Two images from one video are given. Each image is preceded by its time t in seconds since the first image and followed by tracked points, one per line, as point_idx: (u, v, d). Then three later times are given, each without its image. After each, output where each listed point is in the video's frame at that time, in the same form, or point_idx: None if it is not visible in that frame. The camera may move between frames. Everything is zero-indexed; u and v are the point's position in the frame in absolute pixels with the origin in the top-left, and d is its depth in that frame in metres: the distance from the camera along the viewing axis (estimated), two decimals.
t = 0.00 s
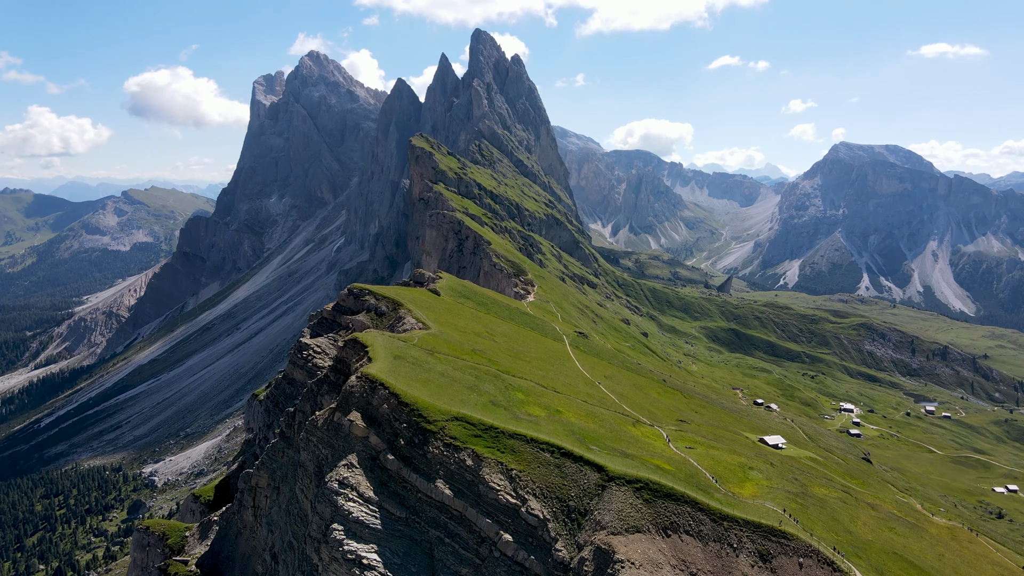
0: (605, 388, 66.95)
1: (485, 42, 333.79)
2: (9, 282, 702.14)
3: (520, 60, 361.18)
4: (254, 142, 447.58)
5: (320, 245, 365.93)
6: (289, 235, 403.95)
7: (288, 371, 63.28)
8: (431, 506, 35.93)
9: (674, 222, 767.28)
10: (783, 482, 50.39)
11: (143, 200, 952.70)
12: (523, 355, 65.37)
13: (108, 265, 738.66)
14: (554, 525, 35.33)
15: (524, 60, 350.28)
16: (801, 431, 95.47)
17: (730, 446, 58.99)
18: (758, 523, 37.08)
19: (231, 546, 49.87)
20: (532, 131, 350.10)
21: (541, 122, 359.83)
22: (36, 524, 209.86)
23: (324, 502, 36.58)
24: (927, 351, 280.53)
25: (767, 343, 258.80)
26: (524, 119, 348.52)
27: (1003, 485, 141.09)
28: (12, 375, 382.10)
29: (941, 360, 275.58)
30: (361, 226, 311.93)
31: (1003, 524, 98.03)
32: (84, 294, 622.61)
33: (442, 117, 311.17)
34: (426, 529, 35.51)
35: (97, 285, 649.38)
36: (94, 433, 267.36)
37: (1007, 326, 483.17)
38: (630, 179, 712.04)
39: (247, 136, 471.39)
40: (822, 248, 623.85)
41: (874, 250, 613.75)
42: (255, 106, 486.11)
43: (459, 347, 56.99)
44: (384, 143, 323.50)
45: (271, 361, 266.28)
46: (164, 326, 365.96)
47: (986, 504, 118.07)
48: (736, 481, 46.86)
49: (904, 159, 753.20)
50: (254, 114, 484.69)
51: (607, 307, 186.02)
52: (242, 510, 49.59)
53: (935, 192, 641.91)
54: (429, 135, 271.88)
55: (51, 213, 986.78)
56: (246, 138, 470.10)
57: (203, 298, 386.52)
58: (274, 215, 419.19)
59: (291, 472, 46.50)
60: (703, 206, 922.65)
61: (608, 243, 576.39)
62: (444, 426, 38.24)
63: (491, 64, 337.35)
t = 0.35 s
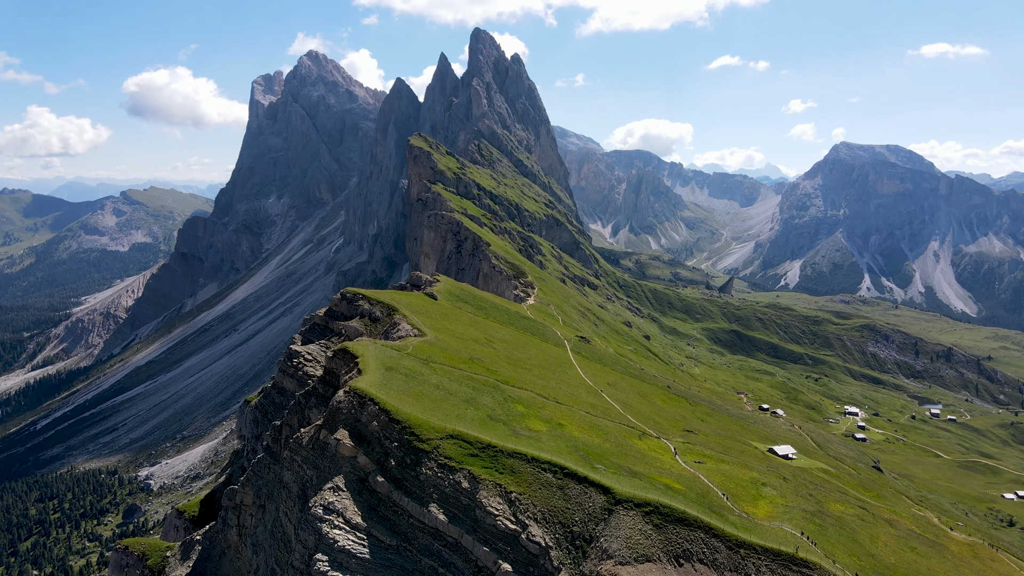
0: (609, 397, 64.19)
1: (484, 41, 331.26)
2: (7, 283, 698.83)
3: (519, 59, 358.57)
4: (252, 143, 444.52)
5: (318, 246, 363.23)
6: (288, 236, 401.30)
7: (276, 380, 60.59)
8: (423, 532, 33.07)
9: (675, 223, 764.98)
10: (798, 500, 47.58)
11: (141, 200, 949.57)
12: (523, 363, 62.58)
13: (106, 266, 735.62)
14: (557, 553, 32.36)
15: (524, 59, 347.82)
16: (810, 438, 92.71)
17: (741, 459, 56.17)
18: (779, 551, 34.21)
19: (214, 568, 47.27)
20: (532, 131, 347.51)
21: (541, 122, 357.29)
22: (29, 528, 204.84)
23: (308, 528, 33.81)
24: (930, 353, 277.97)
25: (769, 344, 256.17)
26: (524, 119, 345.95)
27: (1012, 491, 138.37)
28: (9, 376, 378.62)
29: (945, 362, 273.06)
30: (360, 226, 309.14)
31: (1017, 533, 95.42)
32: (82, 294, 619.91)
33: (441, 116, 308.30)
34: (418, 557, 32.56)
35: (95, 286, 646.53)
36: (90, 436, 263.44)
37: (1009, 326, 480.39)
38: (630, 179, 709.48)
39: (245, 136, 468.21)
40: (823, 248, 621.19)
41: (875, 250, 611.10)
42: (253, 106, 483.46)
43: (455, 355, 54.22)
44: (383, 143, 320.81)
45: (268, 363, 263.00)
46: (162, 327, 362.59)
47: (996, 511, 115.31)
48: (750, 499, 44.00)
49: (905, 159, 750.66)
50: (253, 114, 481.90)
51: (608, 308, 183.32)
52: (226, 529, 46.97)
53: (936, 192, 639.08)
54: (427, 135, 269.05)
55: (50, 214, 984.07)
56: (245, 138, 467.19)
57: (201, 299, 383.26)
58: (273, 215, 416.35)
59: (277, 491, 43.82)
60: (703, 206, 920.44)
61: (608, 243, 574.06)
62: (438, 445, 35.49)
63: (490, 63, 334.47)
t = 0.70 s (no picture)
0: (613, 407, 61.34)
1: (484, 40, 328.49)
2: (5, 283, 695.25)
3: (519, 58, 355.66)
4: (250, 142, 441.20)
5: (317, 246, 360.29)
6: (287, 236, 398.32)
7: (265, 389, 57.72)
8: (414, 564, 30.20)
9: (675, 223, 762.45)
10: (816, 519, 44.81)
11: (140, 200, 945.85)
12: (523, 371, 59.88)
13: (105, 266, 732.47)
14: None
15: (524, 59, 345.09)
16: (818, 446, 89.90)
17: (753, 473, 53.28)
18: None
19: None
20: (532, 130, 344.82)
21: (540, 121, 354.65)
22: (23, 532, 199.67)
23: (289, 558, 31.06)
24: (934, 354, 275.37)
25: (771, 346, 253.41)
26: (524, 118, 343.14)
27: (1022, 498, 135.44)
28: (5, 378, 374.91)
29: (949, 364, 270.45)
30: (359, 226, 306.06)
31: None
32: (81, 295, 616.80)
33: (440, 116, 305.23)
34: None
35: (94, 286, 643.19)
36: (86, 439, 259.35)
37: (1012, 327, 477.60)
38: (630, 179, 706.62)
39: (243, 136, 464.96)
40: (824, 248, 618.31)
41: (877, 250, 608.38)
42: (251, 106, 480.39)
43: (451, 365, 51.48)
44: (382, 143, 318.25)
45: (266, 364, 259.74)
46: (159, 328, 359.35)
47: (1008, 519, 112.38)
48: (764, 519, 41.35)
49: (906, 159, 748.43)
50: (251, 114, 478.78)
51: (609, 310, 180.62)
52: (208, 549, 44.20)
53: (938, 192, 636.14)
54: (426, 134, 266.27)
55: (48, 214, 980.82)
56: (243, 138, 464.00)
57: (199, 300, 379.93)
58: (271, 215, 413.48)
59: (260, 511, 41.01)
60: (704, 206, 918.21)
61: (608, 243, 571.26)
62: (432, 467, 32.75)
63: (490, 62, 331.57)
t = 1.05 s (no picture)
0: (617, 418, 58.67)
1: (484, 39, 325.80)
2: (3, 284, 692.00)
3: (519, 57, 352.77)
4: (249, 142, 438.56)
5: (316, 246, 357.49)
6: (285, 236, 395.52)
7: (251, 399, 54.74)
8: None
9: (676, 223, 759.98)
10: (836, 541, 42.02)
11: (139, 200, 942.84)
12: (523, 381, 57.21)
13: (103, 266, 729.98)
14: None
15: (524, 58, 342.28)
16: (827, 454, 87.41)
17: (765, 489, 50.54)
18: None
19: None
20: (532, 129, 342.25)
21: (540, 121, 351.93)
22: (17, 537, 196.04)
23: None
24: (938, 356, 272.80)
25: (774, 348, 250.83)
26: (523, 117, 340.46)
27: None
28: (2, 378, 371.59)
29: (953, 366, 267.91)
30: (357, 227, 303.59)
31: None
32: (79, 295, 613.90)
33: (439, 115, 301.83)
34: None
35: (92, 287, 640.29)
36: (82, 441, 255.79)
37: (1013, 328, 475.57)
38: (630, 179, 703.92)
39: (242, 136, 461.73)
40: (824, 249, 615.50)
41: (878, 251, 605.85)
42: (250, 106, 477.07)
43: (445, 375, 48.53)
44: (381, 142, 315.68)
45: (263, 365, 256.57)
46: (157, 329, 356.21)
47: (1020, 528, 109.61)
48: (781, 541, 38.61)
49: (907, 159, 745.67)
50: (250, 113, 475.70)
51: (610, 312, 177.84)
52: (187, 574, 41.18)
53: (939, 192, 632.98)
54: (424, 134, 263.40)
55: (48, 214, 978.38)
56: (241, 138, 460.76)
57: (197, 300, 376.78)
58: (270, 215, 410.60)
59: (239, 535, 38.15)
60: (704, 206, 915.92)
61: (609, 244, 568.91)
62: (424, 493, 29.93)
63: (490, 61, 328.72)
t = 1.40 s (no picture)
0: (622, 429, 55.85)
1: (483, 38, 323.02)
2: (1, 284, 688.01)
3: (518, 56, 349.75)
4: (248, 142, 435.54)
5: (314, 247, 354.60)
6: (284, 237, 392.57)
7: (236, 409, 51.69)
8: None
9: (676, 223, 757.57)
10: (857, 566, 39.34)
11: (138, 200, 939.72)
12: (524, 391, 54.50)
13: (101, 266, 726.91)
14: None
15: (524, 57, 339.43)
16: (836, 463, 84.67)
17: (779, 507, 47.66)
18: None
19: None
20: (532, 129, 339.50)
21: (540, 120, 349.10)
22: (11, 541, 192.29)
23: None
24: (942, 358, 270.13)
25: (776, 349, 248.08)
26: (523, 116, 337.66)
27: None
28: None
29: (958, 367, 265.30)
30: (356, 227, 301.07)
31: None
32: (77, 295, 610.74)
33: (439, 114, 298.76)
34: None
35: (90, 287, 636.90)
36: (78, 443, 252.40)
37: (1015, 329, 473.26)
38: (630, 179, 701.21)
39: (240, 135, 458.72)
40: (825, 249, 612.45)
41: (879, 251, 603.04)
42: (249, 105, 473.99)
43: (440, 386, 45.64)
44: (380, 142, 312.78)
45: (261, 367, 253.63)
46: (155, 329, 353.12)
47: None
48: (801, 569, 35.84)
49: (908, 159, 742.98)
50: (249, 113, 472.46)
51: (611, 314, 175.12)
52: None
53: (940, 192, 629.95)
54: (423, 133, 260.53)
55: (46, 213, 975.21)
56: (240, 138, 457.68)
57: (195, 301, 373.69)
58: (268, 215, 407.65)
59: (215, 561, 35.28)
60: (704, 206, 913.12)
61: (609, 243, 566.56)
62: (415, 524, 27.17)
63: (489, 60, 325.73)
